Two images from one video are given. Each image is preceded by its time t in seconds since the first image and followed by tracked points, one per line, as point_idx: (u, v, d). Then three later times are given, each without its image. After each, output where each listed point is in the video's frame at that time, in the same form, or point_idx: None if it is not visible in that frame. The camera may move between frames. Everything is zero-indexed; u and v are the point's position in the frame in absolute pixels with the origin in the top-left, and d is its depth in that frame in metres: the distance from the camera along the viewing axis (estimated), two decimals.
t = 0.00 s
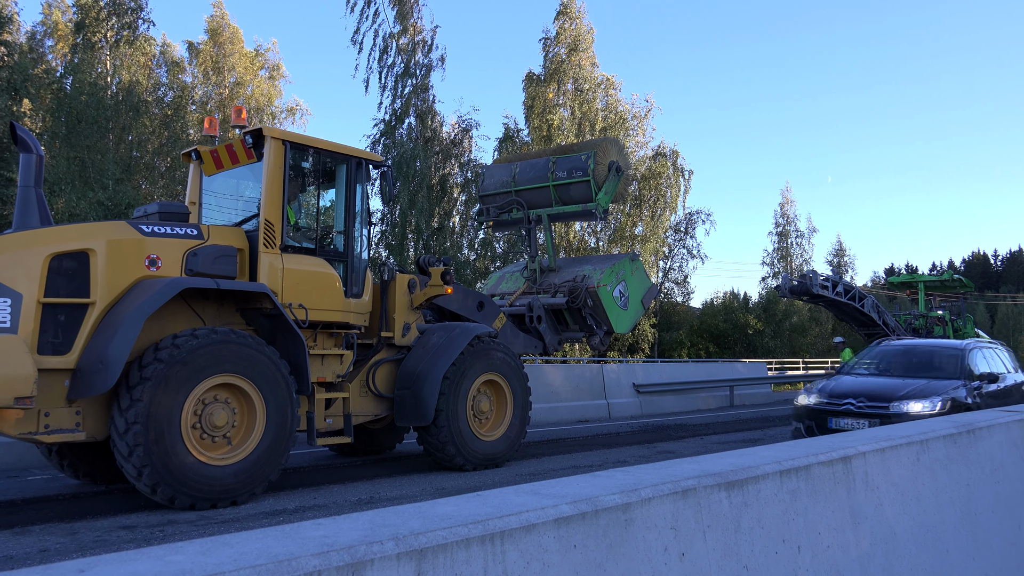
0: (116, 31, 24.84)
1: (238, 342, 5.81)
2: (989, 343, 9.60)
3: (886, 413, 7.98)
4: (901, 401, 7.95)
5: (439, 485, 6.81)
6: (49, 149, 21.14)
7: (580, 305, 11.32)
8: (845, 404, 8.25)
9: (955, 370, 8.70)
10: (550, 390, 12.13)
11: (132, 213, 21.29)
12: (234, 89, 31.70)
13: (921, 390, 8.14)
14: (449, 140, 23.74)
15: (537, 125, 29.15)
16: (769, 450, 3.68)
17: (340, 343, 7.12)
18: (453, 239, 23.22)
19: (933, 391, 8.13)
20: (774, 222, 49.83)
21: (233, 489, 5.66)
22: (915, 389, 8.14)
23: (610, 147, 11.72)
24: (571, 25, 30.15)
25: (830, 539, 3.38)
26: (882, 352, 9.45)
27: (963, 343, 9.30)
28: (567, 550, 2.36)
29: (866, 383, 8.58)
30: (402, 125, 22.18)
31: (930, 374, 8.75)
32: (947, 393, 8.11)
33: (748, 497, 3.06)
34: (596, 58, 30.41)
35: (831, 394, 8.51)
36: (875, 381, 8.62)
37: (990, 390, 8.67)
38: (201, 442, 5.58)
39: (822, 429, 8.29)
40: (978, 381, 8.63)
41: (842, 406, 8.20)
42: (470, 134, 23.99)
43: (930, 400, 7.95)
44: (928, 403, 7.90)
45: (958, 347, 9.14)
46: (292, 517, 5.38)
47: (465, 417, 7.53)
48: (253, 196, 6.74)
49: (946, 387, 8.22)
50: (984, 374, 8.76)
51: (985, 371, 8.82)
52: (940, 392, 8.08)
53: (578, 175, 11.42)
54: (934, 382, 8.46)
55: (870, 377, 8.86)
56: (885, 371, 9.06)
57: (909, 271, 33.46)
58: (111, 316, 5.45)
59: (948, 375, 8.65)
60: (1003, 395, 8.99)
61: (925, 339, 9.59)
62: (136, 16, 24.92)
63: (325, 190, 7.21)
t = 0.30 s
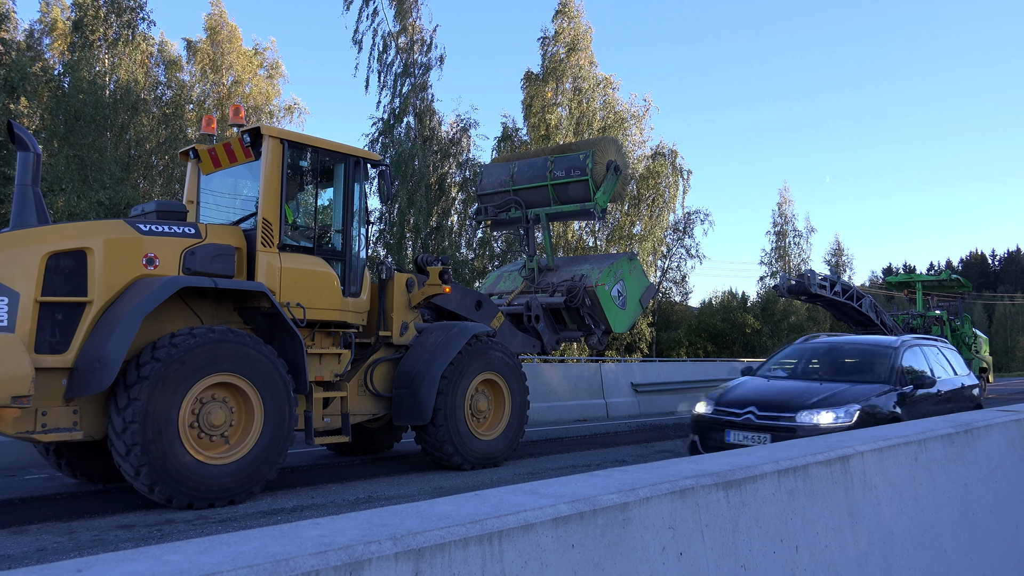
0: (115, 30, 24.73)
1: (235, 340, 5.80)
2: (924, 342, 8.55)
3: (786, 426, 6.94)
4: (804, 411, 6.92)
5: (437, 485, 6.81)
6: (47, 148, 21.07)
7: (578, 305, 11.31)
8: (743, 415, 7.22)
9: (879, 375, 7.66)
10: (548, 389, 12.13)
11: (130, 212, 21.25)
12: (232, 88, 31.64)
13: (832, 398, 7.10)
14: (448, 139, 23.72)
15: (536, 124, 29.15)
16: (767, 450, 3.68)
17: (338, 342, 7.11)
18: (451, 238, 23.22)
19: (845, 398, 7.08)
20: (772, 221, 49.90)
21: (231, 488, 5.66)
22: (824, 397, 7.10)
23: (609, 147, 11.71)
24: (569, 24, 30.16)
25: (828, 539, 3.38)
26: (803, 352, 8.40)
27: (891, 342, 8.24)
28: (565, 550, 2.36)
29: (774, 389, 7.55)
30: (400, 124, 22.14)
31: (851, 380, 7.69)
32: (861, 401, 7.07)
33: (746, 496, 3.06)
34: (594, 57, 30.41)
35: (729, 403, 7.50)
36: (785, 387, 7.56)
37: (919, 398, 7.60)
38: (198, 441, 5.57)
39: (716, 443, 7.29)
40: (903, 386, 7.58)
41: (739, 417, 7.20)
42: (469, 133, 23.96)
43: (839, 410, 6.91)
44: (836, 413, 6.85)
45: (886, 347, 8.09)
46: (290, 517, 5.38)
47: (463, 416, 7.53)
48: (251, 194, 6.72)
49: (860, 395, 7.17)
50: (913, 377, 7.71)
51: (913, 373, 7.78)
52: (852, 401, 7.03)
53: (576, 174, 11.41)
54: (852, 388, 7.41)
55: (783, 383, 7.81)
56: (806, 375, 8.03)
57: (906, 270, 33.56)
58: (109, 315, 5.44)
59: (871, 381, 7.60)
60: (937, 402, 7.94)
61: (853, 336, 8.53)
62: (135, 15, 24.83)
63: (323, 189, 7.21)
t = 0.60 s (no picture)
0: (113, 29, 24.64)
1: (233, 340, 5.80)
2: (837, 337, 6.80)
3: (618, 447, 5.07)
4: (648, 425, 5.06)
5: (436, 484, 6.80)
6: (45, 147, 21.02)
7: (577, 304, 11.31)
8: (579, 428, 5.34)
9: (766, 378, 5.85)
10: (547, 389, 12.13)
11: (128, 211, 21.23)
12: (230, 87, 31.62)
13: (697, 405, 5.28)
14: (447, 138, 23.73)
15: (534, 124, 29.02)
16: (766, 449, 3.68)
17: (336, 341, 7.11)
18: (450, 238, 23.24)
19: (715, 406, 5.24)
20: (771, 221, 49.96)
21: (229, 487, 5.64)
22: (674, 409, 5.21)
23: (607, 146, 11.71)
24: (569, 24, 30.19)
25: (826, 538, 3.38)
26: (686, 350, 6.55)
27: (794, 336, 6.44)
28: (563, 549, 2.36)
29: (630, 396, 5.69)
30: (399, 123, 22.07)
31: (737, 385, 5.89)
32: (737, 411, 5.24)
33: (745, 495, 3.07)
34: (593, 57, 30.44)
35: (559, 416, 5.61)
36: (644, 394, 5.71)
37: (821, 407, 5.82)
38: (196, 440, 5.56)
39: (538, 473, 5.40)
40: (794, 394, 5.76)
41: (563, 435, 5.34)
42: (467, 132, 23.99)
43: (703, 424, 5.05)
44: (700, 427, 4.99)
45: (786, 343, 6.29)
46: (288, 517, 5.36)
47: (461, 415, 7.53)
48: (249, 193, 6.71)
49: (734, 403, 5.35)
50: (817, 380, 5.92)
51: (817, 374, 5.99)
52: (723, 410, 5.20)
53: (575, 173, 11.41)
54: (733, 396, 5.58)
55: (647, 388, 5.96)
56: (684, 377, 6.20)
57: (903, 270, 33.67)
58: (106, 314, 5.42)
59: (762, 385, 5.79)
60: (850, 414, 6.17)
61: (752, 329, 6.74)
62: (134, 14, 24.76)
63: (321, 188, 7.20)
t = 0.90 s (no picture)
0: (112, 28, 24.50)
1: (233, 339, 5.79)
2: (702, 332, 5.32)
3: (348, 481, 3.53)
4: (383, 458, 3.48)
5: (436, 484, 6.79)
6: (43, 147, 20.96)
7: (576, 304, 11.31)
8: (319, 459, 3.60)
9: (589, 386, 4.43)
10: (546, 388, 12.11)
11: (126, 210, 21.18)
12: (230, 87, 31.57)
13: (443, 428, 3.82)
14: (446, 138, 23.72)
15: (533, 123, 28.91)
16: (765, 449, 3.68)
17: (336, 341, 7.11)
18: (449, 237, 23.24)
19: (469, 433, 3.77)
20: (770, 221, 49.99)
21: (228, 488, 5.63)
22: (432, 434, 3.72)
23: (607, 146, 11.70)
24: (568, 24, 30.20)
25: (825, 538, 3.38)
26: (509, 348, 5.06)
27: (636, 331, 4.99)
28: (563, 549, 2.36)
29: (374, 415, 4.10)
30: (399, 123, 22.01)
31: (535, 399, 4.43)
32: (522, 438, 3.83)
33: (745, 495, 3.06)
34: (592, 57, 30.44)
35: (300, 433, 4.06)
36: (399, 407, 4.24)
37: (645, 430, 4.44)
38: (195, 440, 5.56)
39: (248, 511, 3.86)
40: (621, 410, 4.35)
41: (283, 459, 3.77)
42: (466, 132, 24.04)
43: (433, 458, 3.51)
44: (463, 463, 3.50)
45: (620, 342, 4.83)
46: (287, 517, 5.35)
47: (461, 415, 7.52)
48: (248, 193, 6.70)
49: (508, 428, 3.87)
50: (639, 390, 4.50)
51: (646, 383, 4.55)
52: (471, 442, 3.67)
53: (574, 173, 11.41)
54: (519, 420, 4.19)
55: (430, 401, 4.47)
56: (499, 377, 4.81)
57: (902, 269, 33.72)
58: (105, 314, 5.41)
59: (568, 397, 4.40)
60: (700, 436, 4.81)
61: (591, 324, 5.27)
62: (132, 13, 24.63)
63: (320, 188, 7.18)
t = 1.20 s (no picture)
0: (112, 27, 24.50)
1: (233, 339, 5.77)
2: (484, 325, 4.17)
3: None
4: None
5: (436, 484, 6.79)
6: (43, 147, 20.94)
7: (576, 304, 11.30)
8: None
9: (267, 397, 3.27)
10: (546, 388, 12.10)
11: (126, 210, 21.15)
12: (230, 87, 31.57)
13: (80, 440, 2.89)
14: (445, 138, 23.70)
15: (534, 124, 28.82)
16: (765, 449, 3.67)
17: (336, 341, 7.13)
18: (449, 238, 23.24)
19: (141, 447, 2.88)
20: (770, 221, 49.99)
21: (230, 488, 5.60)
22: None
23: (607, 146, 11.69)
24: (569, 24, 30.18)
25: (826, 538, 3.37)
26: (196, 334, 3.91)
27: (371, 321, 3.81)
28: (563, 549, 2.36)
29: None
30: (399, 123, 22.05)
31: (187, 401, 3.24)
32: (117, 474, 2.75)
33: (745, 496, 3.06)
34: (592, 57, 30.43)
35: None
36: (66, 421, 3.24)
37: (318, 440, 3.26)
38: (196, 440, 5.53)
39: None
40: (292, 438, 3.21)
41: None
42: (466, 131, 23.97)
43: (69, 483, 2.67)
44: None
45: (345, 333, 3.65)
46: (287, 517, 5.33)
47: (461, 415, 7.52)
48: (248, 193, 6.70)
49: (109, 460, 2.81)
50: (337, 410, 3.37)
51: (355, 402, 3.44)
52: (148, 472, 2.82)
53: (574, 173, 11.41)
54: (121, 435, 3.01)
55: (16, 426, 3.27)
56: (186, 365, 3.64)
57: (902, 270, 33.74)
58: (105, 313, 5.39)
59: (217, 394, 3.20)
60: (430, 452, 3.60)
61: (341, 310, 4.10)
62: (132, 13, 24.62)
63: (320, 187, 7.17)
